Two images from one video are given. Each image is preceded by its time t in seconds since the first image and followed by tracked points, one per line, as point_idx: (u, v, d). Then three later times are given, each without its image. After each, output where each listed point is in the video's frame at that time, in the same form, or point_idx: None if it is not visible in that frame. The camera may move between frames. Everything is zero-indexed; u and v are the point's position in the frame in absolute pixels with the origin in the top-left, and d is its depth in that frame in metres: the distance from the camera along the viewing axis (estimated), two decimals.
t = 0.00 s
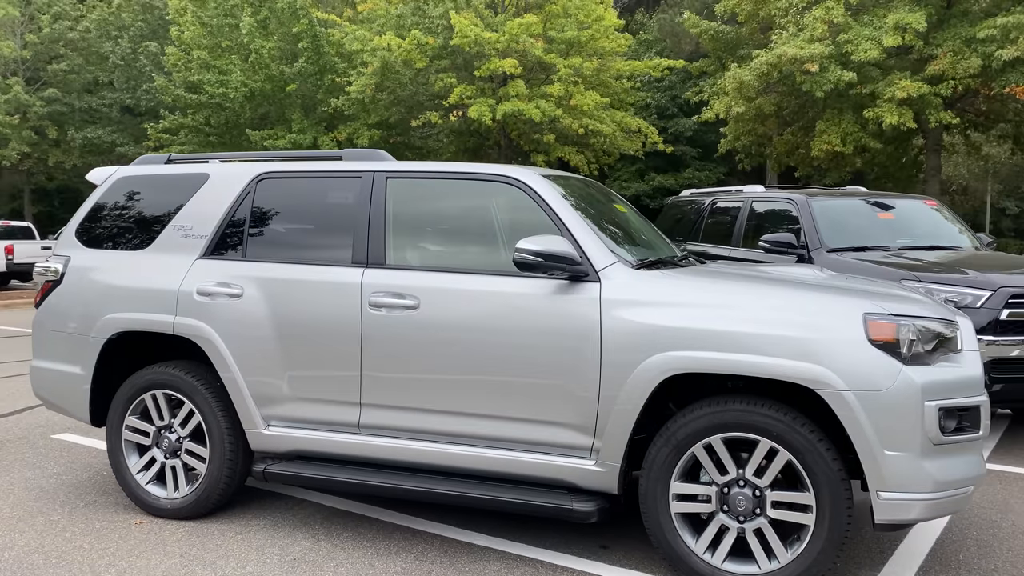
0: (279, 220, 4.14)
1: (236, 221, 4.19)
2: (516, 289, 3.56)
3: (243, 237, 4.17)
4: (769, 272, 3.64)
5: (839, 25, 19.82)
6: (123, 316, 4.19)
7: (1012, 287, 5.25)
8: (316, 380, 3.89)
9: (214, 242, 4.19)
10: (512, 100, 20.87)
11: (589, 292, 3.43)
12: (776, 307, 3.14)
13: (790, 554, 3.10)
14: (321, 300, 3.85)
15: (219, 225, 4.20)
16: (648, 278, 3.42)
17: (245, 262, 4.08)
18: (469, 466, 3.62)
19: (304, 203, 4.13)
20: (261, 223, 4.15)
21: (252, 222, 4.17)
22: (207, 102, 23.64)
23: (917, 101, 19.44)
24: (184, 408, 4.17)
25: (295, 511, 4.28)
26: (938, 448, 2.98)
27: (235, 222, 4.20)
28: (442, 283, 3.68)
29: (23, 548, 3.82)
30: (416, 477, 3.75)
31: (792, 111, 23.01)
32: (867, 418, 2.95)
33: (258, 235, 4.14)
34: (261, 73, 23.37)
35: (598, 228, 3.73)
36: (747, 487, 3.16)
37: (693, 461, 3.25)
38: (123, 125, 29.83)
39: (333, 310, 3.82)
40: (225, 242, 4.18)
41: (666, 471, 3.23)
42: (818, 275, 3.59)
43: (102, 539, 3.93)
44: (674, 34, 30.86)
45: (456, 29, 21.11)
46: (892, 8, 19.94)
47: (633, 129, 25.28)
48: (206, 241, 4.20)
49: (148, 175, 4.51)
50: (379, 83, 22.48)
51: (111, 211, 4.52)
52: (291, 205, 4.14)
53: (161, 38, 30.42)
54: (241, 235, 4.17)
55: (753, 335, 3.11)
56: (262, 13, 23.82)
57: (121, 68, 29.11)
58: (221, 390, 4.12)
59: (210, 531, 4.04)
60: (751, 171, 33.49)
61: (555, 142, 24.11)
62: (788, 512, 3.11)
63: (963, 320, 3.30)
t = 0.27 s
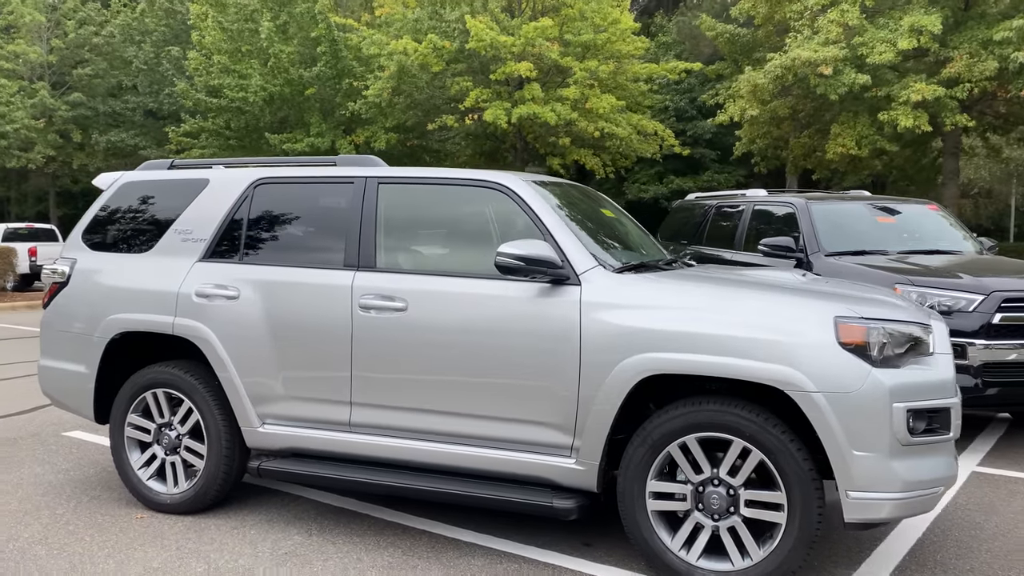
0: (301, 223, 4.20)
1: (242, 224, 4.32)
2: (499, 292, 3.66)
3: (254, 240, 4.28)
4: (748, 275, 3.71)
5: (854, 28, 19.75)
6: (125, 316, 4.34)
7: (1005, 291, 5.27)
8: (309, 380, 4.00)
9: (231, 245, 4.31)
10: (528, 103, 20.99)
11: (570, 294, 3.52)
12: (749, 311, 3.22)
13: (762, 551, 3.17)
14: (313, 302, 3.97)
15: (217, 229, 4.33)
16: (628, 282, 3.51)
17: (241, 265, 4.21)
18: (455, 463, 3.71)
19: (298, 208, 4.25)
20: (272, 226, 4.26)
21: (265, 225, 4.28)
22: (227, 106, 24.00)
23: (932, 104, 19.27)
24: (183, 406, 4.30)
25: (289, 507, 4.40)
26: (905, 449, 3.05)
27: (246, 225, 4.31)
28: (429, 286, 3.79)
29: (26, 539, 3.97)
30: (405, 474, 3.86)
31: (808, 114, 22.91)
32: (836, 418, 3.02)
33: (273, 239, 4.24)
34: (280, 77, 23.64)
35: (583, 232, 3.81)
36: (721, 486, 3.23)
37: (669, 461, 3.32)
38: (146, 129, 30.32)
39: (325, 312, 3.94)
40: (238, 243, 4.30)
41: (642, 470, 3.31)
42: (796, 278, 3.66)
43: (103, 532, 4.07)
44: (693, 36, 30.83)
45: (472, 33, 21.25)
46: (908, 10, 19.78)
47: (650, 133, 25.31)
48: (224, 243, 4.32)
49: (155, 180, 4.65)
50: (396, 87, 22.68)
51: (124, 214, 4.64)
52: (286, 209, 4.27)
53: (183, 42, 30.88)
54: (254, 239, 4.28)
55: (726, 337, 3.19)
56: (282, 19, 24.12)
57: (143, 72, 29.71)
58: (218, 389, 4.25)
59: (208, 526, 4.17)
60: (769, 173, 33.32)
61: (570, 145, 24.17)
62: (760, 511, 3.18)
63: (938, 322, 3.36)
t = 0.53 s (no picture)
0: (318, 225, 4.34)
1: (256, 226, 4.48)
2: (496, 292, 3.78)
3: (268, 242, 4.43)
4: (739, 276, 3.82)
5: (869, 30, 19.73)
6: (140, 314, 4.52)
7: (1002, 292, 5.35)
8: (315, 376, 4.15)
9: (248, 246, 4.46)
10: (542, 106, 21.13)
11: (564, 293, 3.65)
12: (736, 310, 3.33)
13: (747, 543, 3.28)
14: (318, 301, 4.12)
15: (229, 231, 4.50)
16: (621, 281, 3.63)
17: (250, 266, 4.37)
18: (454, 456, 3.85)
19: (306, 210, 4.41)
20: (285, 228, 4.41)
21: (279, 226, 4.43)
22: (247, 109, 24.35)
23: (947, 106, 19.19)
24: (195, 401, 4.47)
25: (297, 499, 4.56)
26: (887, 444, 3.14)
27: (261, 227, 4.47)
28: (429, 285, 3.93)
29: (45, 527, 4.14)
30: (407, 467, 3.99)
31: (822, 116, 22.86)
32: (818, 413, 3.12)
33: (288, 239, 4.38)
34: (299, 81, 23.77)
35: (578, 233, 3.94)
36: (709, 479, 3.34)
37: (659, 454, 3.44)
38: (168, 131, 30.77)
39: (330, 310, 4.09)
40: (253, 244, 4.45)
41: (633, 463, 3.43)
42: (785, 278, 3.77)
43: (119, 521, 4.24)
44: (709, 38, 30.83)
45: (487, 36, 21.41)
46: (923, 11, 19.70)
47: (664, 134, 25.36)
48: (240, 243, 4.47)
49: (171, 183, 4.83)
50: (412, 90, 22.89)
51: (143, 216, 4.83)
52: (295, 211, 4.42)
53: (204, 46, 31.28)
54: (269, 241, 4.43)
55: (713, 335, 3.30)
56: (301, 23, 24.42)
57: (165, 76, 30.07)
58: (229, 384, 4.41)
59: (218, 516, 4.32)
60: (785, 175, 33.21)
61: (585, 146, 24.26)
62: (745, 503, 3.29)
63: (922, 322, 3.45)
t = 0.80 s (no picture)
0: (328, 225, 4.47)
1: (270, 227, 4.62)
2: (498, 291, 3.90)
3: (281, 243, 4.56)
4: (735, 275, 3.91)
5: (882, 29, 19.67)
6: (156, 312, 4.68)
7: (1001, 291, 5.42)
8: (324, 371, 4.28)
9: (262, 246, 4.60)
10: (556, 106, 21.23)
11: (563, 292, 3.76)
12: (729, 308, 3.43)
13: (740, 534, 3.38)
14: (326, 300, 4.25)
15: (242, 231, 4.65)
16: (619, 280, 3.74)
17: (262, 265, 4.52)
18: (458, 449, 3.97)
19: (315, 211, 4.54)
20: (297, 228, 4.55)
21: (292, 227, 4.56)
22: (264, 110, 24.61)
23: (961, 105, 19.10)
24: (209, 395, 4.62)
25: (307, 491, 4.69)
26: (875, 438, 3.23)
27: (274, 228, 4.61)
28: (434, 284, 4.05)
29: (65, 517, 4.30)
30: (412, 460, 4.12)
31: (836, 116, 22.79)
32: (808, 408, 3.22)
33: (301, 239, 4.51)
34: (315, 82, 23.98)
35: (578, 233, 4.05)
36: (702, 472, 3.44)
37: (654, 448, 3.54)
38: (186, 132, 31.10)
39: (339, 308, 4.22)
40: (266, 245, 4.59)
41: (629, 456, 3.53)
42: (781, 278, 3.86)
43: (136, 511, 4.40)
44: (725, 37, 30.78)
45: (501, 37, 21.54)
46: (937, 10, 19.61)
47: (679, 134, 25.37)
48: (253, 244, 4.61)
49: (186, 184, 4.99)
50: (426, 91, 23.05)
51: (161, 217, 4.98)
52: (306, 211, 4.56)
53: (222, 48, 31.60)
54: (282, 241, 4.56)
55: (707, 332, 3.40)
56: (317, 25, 24.64)
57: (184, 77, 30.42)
58: (241, 380, 4.56)
59: (232, 507, 4.47)
60: (801, 175, 33.07)
61: (599, 146, 24.33)
62: (738, 495, 3.38)
63: (912, 321, 3.54)
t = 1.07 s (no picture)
0: (335, 225, 4.59)
1: (281, 228, 4.74)
2: (497, 290, 4.01)
3: (292, 244, 4.68)
4: (730, 275, 4.00)
5: (893, 27, 19.63)
6: (168, 310, 4.83)
7: (998, 290, 5.50)
8: (329, 367, 4.41)
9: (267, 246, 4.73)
10: (568, 105, 21.31)
11: (560, 291, 3.86)
12: (720, 307, 3.52)
13: (731, 526, 3.47)
14: (332, 299, 4.38)
15: (251, 232, 4.78)
16: (615, 280, 3.84)
17: (269, 265, 4.65)
18: (459, 443, 4.09)
19: (322, 212, 4.67)
20: (305, 229, 4.67)
21: (304, 228, 4.67)
22: (278, 110, 24.85)
23: (974, 103, 19.01)
24: (219, 391, 4.76)
25: (313, 484, 4.83)
26: (862, 433, 3.31)
27: (285, 229, 4.73)
28: (436, 283, 4.17)
29: (81, 507, 4.45)
30: (416, 454, 4.24)
31: (848, 114, 22.72)
32: (796, 404, 3.30)
33: (313, 238, 4.63)
34: (328, 82, 24.20)
35: (576, 234, 4.15)
36: (695, 466, 3.54)
37: (648, 442, 3.64)
38: (203, 132, 31.43)
39: (344, 307, 4.35)
40: (276, 246, 4.71)
41: (623, 450, 3.64)
42: (774, 278, 3.94)
43: (148, 502, 4.55)
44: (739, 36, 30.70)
45: (513, 37, 21.63)
46: (949, 8, 19.52)
47: (691, 133, 25.37)
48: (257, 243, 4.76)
49: (198, 185, 5.13)
50: (439, 91, 23.18)
51: (176, 217, 5.12)
52: (313, 212, 4.69)
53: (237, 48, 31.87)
54: (293, 242, 4.68)
55: (699, 330, 3.50)
56: (331, 25, 24.85)
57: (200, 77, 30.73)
58: (250, 376, 4.69)
59: (241, 499, 4.61)
60: (815, 173, 32.95)
61: (611, 145, 24.40)
62: (729, 488, 3.48)
63: (901, 319, 3.61)
